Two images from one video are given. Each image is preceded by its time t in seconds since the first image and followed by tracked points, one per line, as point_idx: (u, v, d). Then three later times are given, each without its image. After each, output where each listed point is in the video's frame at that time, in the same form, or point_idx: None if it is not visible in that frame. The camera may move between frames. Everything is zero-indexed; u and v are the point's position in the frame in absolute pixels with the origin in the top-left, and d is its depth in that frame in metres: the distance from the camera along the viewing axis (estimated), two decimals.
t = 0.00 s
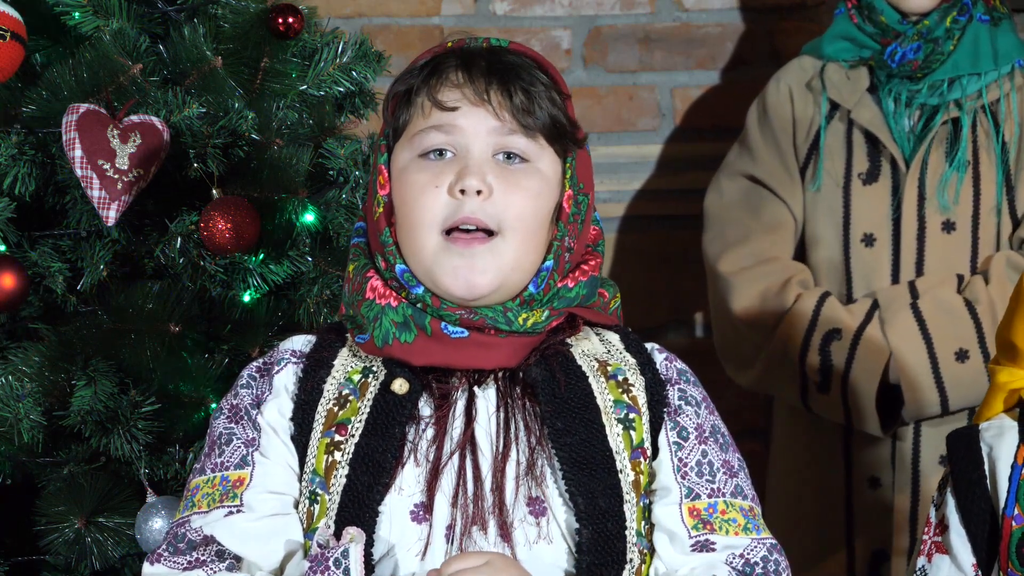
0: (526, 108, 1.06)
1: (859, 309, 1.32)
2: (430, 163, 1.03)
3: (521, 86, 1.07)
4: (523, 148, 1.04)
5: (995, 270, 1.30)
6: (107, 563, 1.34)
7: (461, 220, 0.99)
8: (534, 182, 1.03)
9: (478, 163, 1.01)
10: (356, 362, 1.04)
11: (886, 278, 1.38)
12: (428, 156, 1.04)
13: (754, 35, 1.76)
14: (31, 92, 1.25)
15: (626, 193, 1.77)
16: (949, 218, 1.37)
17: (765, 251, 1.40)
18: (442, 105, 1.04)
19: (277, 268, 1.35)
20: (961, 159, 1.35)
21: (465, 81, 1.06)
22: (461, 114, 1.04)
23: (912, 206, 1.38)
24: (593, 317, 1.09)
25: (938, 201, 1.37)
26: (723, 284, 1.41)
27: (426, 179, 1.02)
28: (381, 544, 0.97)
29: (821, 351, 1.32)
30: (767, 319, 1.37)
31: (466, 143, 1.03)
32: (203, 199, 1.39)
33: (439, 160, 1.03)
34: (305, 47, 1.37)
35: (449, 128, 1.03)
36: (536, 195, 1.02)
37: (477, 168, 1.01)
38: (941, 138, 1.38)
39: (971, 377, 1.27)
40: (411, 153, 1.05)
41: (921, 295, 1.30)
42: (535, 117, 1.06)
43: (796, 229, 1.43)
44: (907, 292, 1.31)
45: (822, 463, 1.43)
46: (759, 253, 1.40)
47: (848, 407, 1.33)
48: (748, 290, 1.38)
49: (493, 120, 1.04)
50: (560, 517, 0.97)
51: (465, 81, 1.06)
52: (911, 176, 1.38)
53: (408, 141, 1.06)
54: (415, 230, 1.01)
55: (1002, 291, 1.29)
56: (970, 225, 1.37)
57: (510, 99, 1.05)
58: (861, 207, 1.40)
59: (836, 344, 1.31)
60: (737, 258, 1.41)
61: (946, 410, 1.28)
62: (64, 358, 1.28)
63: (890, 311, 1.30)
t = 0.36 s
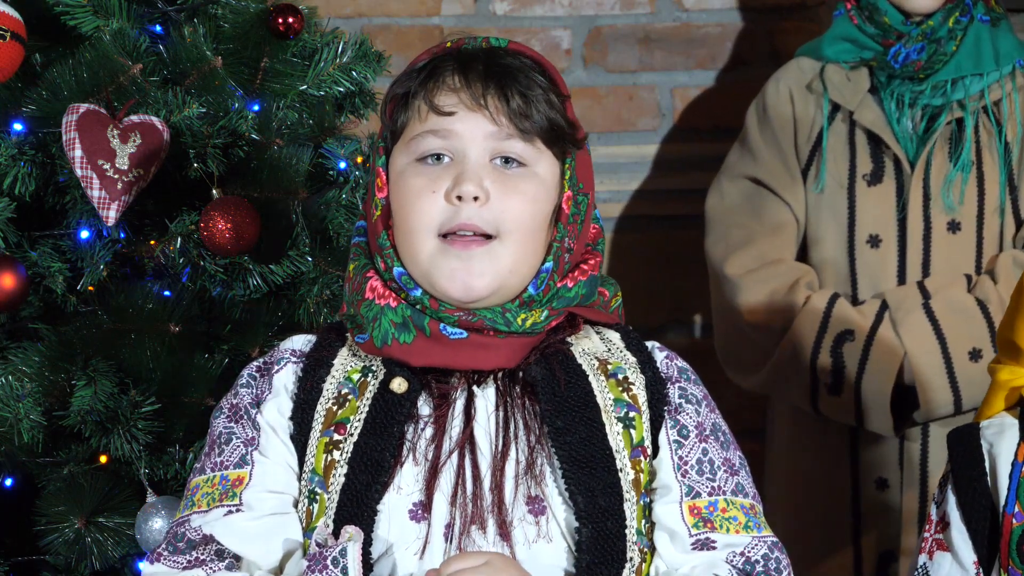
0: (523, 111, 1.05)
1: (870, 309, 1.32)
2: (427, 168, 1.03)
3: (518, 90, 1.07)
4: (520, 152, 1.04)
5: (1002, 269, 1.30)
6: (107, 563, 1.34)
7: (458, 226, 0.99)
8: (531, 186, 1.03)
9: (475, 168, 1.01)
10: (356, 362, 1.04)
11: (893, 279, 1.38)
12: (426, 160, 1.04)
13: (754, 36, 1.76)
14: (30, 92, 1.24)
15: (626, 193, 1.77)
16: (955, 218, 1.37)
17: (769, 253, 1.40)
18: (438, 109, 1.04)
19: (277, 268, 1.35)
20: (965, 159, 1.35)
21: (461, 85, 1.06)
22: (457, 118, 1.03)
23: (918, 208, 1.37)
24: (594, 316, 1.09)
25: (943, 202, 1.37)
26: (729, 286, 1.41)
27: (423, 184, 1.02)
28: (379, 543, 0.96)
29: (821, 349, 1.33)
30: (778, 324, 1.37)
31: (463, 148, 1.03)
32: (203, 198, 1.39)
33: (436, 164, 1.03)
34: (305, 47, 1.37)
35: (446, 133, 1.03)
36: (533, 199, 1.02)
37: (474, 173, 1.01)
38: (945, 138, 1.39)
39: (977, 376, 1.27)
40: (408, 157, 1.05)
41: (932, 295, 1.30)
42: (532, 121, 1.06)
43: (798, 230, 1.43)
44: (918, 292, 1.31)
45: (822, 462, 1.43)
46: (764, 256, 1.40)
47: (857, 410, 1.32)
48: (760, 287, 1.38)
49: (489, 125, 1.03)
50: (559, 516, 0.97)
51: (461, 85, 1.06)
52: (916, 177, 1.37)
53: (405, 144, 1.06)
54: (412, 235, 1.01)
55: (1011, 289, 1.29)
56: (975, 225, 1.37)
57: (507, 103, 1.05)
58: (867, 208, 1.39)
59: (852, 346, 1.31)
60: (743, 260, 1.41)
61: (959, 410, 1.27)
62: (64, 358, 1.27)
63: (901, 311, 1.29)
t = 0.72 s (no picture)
0: (525, 116, 1.05)
1: (875, 309, 1.32)
2: (430, 174, 1.03)
3: (519, 94, 1.06)
4: (522, 157, 1.04)
5: (1006, 268, 1.30)
6: (107, 563, 1.34)
7: (460, 233, 1.00)
8: (533, 192, 1.03)
9: (476, 175, 1.01)
10: (359, 361, 1.04)
11: (896, 278, 1.38)
12: (428, 166, 1.04)
13: (754, 36, 1.76)
14: (31, 92, 1.24)
15: (625, 193, 1.78)
16: (958, 218, 1.37)
17: (772, 254, 1.40)
18: (440, 115, 1.04)
19: (277, 268, 1.35)
20: (967, 159, 1.36)
21: (463, 91, 1.06)
22: (459, 124, 1.03)
23: (921, 206, 1.38)
24: (597, 317, 1.08)
25: (946, 202, 1.37)
26: (733, 286, 1.41)
27: (425, 191, 1.02)
28: (381, 543, 0.96)
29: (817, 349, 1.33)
30: (784, 324, 1.37)
31: (465, 154, 1.03)
32: (203, 198, 1.39)
33: (439, 170, 1.03)
34: (305, 47, 1.38)
35: (448, 139, 1.03)
36: (535, 204, 1.02)
37: (476, 179, 1.01)
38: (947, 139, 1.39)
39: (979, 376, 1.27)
40: (411, 163, 1.05)
41: (938, 295, 1.30)
42: (534, 126, 1.05)
43: (799, 230, 1.42)
44: (924, 293, 1.31)
45: (821, 462, 1.43)
46: (767, 257, 1.40)
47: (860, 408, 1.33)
48: (763, 288, 1.38)
49: (491, 130, 1.03)
50: (561, 517, 0.97)
51: (463, 91, 1.05)
52: (919, 177, 1.38)
53: (408, 150, 1.06)
54: (415, 242, 1.02)
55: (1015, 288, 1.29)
56: (978, 225, 1.37)
57: (509, 108, 1.04)
58: (870, 208, 1.40)
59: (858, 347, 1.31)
60: (746, 262, 1.41)
61: (965, 410, 1.27)
62: (64, 358, 1.28)
63: (908, 312, 1.30)
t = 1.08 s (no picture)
0: (529, 112, 1.05)
1: (868, 308, 1.32)
2: (433, 169, 1.04)
3: (524, 91, 1.06)
4: (526, 153, 1.04)
5: (1002, 268, 1.30)
6: (107, 563, 1.34)
7: (463, 228, 1.00)
8: (537, 188, 1.03)
9: (480, 170, 1.01)
10: (362, 362, 1.04)
11: (892, 278, 1.38)
12: (432, 162, 1.04)
13: (755, 35, 1.76)
14: (31, 92, 1.24)
15: (626, 193, 1.78)
16: (954, 218, 1.37)
17: (769, 254, 1.40)
18: (445, 111, 1.04)
19: (276, 268, 1.35)
20: (965, 159, 1.36)
21: (467, 87, 1.06)
22: (462, 120, 1.03)
23: (917, 206, 1.38)
24: (600, 318, 1.09)
25: (942, 202, 1.37)
26: (728, 285, 1.41)
27: (428, 186, 1.02)
28: (382, 545, 0.96)
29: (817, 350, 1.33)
30: (781, 324, 1.37)
31: (468, 150, 1.03)
32: (203, 199, 1.39)
33: (442, 165, 1.04)
34: (305, 47, 1.38)
35: (452, 135, 1.03)
36: (538, 202, 1.02)
37: (479, 175, 1.01)
38: (944, 139, 1.39)
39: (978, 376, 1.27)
40: (415, 159, 1.05)
41: (931, 295, 1.30)
42: (538, 122, 1.05)
43: (798, 230, 1.42)
44: (918, 291, 1.31)
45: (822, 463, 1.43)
46: (765, 257, 1.40)
47: (857, 407, 1.33)
48: (760, 287, 1.38)
49: (495, 126, 1.03)
50: (562, 519, 0.97)
51: (467, 86, 1.05)
52: (915, 177, 1.38)
53: (412, 146, 1.06)
54: (418, 237, 1.02)
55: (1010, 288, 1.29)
56: (977, 225, 1.37)
57: (513, 105, 1.04)
58: (867, 207, 1.40)
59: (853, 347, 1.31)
60: (742, 260, 1.41)
61: (957, 410, 1.28)
62: (64, 357, 1.28)
63: (900, 311, 1.30)
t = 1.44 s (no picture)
0: (528, 110, 1.05)
1: (856, 306, 1.33)
2: (432, 167, 1.03)
3: (521, 88, 1.06)
4: (525, 150, 1.04)
5: (993, 268, 1.31)
6: (107, 563, 1.34)
7: (460, 223, 0.99)
8: (536, 185, 1.03)
9: (479, 167, 1.01)
10: (363, 363, 1.05)
11: (884, 278, 1.39)
12: (431, 160, 1.04)
13: (754, 35, 1.76)
14: (31, 92, 1.24)
15: (626, 193, 1.78)
16: (947, 218, 1.37)
17: (764, 251, 1.40)
18: (443, 108, 1.04)
19: (276, 268, 1.35)
20: (958, 159, 1.36)
21: (465, 84, 1.06)
22: (461, 117, 1.03)
23: (910, 206, 1.38)
24: (602, 318, 1.09)
25: (935, 202, 1.37)
26: (727, 286, 1.40)
27: (427, 183, 1.02)
28: (385, 546, 0.97)
29: (814, 351, 1.33)
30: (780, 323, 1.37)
31: (467, 147, 1.03)
32: (203, 199, 1.39)
33: (441, 163, 1.03)
34: (305, 47, 1.38)
35: (450, 133, 1.03)
36: (537, 198, 1.02)
37: (478, 171, 1.01)
38: (939, 138, 1.38)
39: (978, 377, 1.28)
40: (413, 157, 1.05)
41: (919, 295, 1.31)
42: (537, 119, 1.06)
43: (794, 230, 1.43)
44: (904, 291, 1.32)
45: (822, 464, 1.43)
46: (759, 254, 1.40)
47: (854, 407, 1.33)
48: (750, 286, 1.38)
49: (493, 123, 1.03)
50: (565, 520, 0.97)
51: (465, 84, 1.06)
52: (908, 176, 1.38)
53: (410, 145, 1.06)
54: (417, 234, 1.02)
55: (1000, 288, 1.29)
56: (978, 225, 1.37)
57: (511, 102, 1.05)
58: (860, 206, 1.40)
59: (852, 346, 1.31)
60: (736, 258, 1.41)
61: (943, 410, 1.29)
62: (64, 358, 1.27)
63: (888, 310, 1.31)
